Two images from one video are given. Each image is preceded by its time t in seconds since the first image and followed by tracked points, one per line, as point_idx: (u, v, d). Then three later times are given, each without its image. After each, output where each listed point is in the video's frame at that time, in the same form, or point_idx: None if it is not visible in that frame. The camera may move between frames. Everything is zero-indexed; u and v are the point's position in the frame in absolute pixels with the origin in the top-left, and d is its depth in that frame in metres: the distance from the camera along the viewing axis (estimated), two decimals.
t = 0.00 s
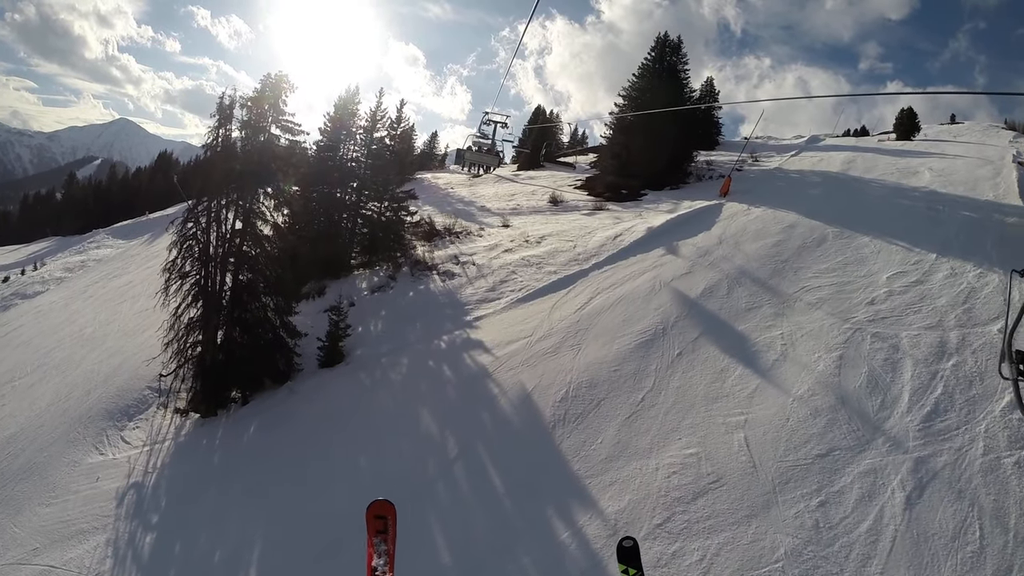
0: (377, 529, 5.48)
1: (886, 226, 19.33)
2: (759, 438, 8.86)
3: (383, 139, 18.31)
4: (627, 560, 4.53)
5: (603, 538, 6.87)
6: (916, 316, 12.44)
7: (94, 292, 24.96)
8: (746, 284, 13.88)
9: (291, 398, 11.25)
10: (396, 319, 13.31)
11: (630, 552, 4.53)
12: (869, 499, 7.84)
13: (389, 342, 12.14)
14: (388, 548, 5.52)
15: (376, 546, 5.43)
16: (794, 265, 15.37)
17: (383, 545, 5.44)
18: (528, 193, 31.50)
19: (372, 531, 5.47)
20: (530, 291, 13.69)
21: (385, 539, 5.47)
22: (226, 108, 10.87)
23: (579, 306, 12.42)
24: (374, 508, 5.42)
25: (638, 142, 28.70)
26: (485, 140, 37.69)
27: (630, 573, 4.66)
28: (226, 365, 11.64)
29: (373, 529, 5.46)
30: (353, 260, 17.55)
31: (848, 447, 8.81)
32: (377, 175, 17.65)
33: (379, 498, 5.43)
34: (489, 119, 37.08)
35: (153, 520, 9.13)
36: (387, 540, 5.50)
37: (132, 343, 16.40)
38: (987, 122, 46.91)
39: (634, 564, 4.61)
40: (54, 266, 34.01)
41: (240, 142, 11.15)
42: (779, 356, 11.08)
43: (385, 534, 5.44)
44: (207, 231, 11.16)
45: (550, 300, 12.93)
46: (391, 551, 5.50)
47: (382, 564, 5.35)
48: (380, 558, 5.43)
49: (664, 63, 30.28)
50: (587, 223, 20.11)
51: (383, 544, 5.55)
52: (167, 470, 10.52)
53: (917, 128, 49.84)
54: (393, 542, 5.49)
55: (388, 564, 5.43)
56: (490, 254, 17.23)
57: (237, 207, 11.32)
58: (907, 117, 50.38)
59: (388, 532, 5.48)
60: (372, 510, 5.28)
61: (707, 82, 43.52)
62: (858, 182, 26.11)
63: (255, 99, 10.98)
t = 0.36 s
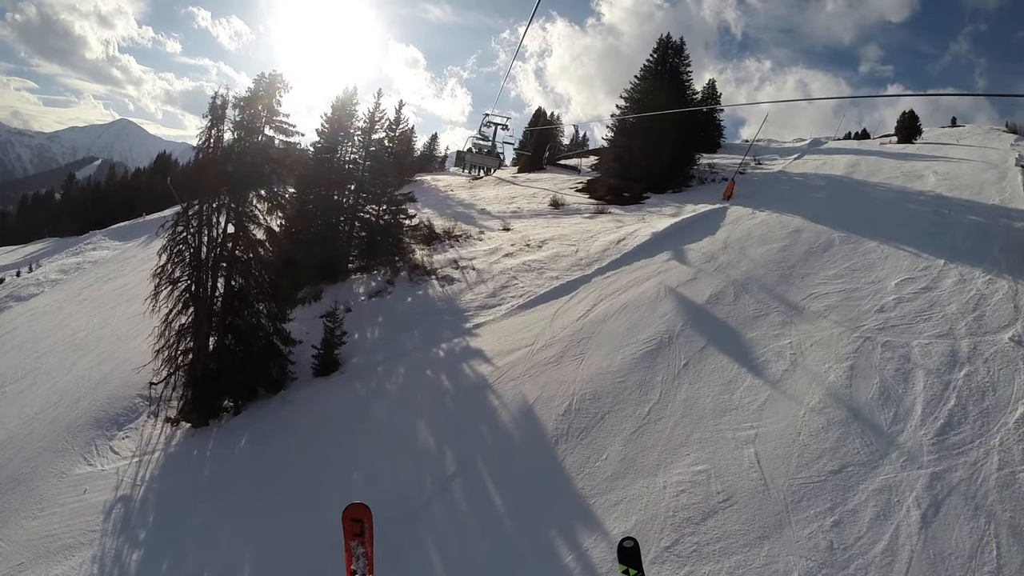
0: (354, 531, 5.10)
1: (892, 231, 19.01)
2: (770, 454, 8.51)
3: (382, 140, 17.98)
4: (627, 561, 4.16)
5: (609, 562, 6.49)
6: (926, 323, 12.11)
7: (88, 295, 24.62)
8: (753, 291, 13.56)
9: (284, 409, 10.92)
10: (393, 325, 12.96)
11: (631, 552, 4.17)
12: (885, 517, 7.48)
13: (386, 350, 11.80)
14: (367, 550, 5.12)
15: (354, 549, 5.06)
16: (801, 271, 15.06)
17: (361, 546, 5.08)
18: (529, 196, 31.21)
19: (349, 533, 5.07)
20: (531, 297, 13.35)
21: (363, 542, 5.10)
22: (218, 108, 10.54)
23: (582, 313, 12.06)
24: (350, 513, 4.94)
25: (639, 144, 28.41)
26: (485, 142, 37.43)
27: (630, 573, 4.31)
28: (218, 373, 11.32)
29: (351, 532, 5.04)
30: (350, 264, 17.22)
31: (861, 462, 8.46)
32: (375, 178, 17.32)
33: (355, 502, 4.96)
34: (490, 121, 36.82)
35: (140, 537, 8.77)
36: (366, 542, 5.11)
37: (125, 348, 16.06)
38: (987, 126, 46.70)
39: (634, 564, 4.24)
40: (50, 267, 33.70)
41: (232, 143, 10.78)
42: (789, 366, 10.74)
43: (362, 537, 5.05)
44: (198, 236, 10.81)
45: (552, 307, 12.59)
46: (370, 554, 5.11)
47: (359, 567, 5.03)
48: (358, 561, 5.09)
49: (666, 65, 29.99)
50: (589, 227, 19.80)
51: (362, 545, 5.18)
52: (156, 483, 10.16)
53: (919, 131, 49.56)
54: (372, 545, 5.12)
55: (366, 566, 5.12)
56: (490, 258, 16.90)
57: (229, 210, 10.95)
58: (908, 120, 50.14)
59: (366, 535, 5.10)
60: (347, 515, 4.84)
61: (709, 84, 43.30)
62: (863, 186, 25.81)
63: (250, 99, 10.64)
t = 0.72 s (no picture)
0: (327, 537, 5.36)
1: (899, 235, 18.66)
2: (781, 470, 8.17)
3: (381, 141, 17.63)
4: (627, 562, 4.03)
5: None
6: (937, 331, 11.74)
7: (82, 297, 24.26)
8: (759, 297, 13.22)
9: (277, 418, 10.58)
10: (391, 331, 12.60)
11: (631, 553, 4.04)
12: (900, 536, 7.14)
13: (383, 356, 11.45)
14: (340, 555, 5.39)
15: (328, 555, 5.32)
16: (808, 276, 14.72)
17: (335, 551, 5.36)
18: (529, 198, 30.88)
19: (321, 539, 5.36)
20: (531, 303, 13.00)
21: (337, 547, 5.37)
22: (210, 107, 10.19)
23: (585, 320, 11.72)
24: (319, 519, 5.21)
25: (640, 146, 28.09)
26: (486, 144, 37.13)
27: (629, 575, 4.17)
28: (209, 381, 11.02)
29: (322, 538, 5.33)
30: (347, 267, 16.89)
31: (874, 478, 8.10)
32: (374, 179, 16.97)
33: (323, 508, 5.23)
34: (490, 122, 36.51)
35: (126, 554, 8.41)
36: (340, 546, 5.39)
37: (117, 353, 15.71)
38: (988, 128, 46.48)
39: (635, 566, 4.11)
40: (45, 268, 33.31)
41: (224, 144, 10.43)
42: (799, 376, 10.40)
43: (335, 542, 5.31)
44: (188, 239, 10.46)
45: (554, 313, 12.25)
46: (344, 557, 5.40)
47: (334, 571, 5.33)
48: (334, 565, 5.37)
49: (669, 66, 29.67)
50: (591, 230, 19.45)
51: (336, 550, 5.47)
52: (145, 496, 9.82)
53: (920, 133, 49.25)
54: (345, 549, 5.38)
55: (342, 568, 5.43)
56: (490, 262, 16.55)
57: (220, 213, 10.61)
58: (910, 122, 49.85)
59: (339, 541, 5.36)
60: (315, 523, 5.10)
61: (711, 86, 42.98)
62: (868, 189, 25.48)
63: (242, 97, 10.29)
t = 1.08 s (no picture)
0: (387, 527, 6.06)
1: (905, 237, 18.31)
2: (792, 483, 7.85)
3: (379, 139, 17.25)
4: (627, 559, 4.62)
5: None
6: (948, 336, 11.39)
7: (76, 297, 23.93)
8: (766, 301, 12.88)
9: (270, 426, 10.24)
10: (388, 334, 12.23)
11: (630, 550, 4.64)
12: (916, 553, 6.82)
13: (378, 361, 11.09)
14: (397, 546, 6.05)
15: (386, 544, 6.02)
16: (815, 278, 14.38)
17: (392, 542, 6.03)
18: (530, 197, 30.55)
19: (383, 529, 6.05)
20: (532, 305, 12.65)
21: (394, 538, 6.06)
22: (200, 104, 9.81)
23: (588, 324, 11.38)
24: (383, 509, 5.98)
25: (642, 145, 27.71)
26: (486, 142, 36.78)
27: (630, 573, 4.76)
28: (200, 387, 10.69)
29: (384, 528, 6.01)
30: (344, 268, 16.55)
31: (888, 491, 7.77)
32: (371, 178, 16.60)
33: (387, 500, 5.98)
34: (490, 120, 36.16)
35: (111, 568, 8.09)
36: (397, 539, 6.09)
37: (109, 356, 15.38)
38: (989, 128, 46.22)
39: (634, 563, 4.69)
40: (41, 267, 33.00)
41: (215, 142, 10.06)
42: (810, 384, 10.06)
43: (394, 533, 6.04)
44: (178, 241, 10.09)
45: (556, 317, 11.89)
46: (400, 550, 6.03)
47: (390, 562, 5.92)
48: (389, 557, 5.98)
49: (671, 63, 29.29)
50: (593, 230, 19.09)
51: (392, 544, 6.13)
52: (132, 506, 9.49)
53: (922, 133, 48.90)
54: (401, 542, 6.07)
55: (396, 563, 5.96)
56: (490, 263, 16.19)
57: (212, 213, 10.27)
58: (911, 122, 49.57)
59: (396, 533, 6.07)
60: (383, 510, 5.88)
61: (713, 85, 42.60)
62: (873, 190, 25.13)
63: (234, 93, 9.92)
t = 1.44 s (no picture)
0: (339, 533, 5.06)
1: (912, 238, 17.96)
2: (805, 498, 7.51)
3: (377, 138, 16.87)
4: (627, 560, 3.91)
5: None
6: (960, 342, 11.03)
7: (70, 298, 23.57)
8: (774, 306, 12.52)
9: (262, 435, 9.90)
10: (384, 338, 11.87)
11: (631, 551, 3.91)
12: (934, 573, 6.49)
13: (374, 368, 10.72)
14: (352, 553, 5.12)
15: (339, 552, 5.04)
16: (822, 281, 14.03)
17: (347, 548, 5.07)
18: (530, 196, 30.20)
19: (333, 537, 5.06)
20: (532, 309, 12.29)
21: (349, 544, 5.10)
22: (189, 101, 9.41)
23: (591, 330, 11.02)
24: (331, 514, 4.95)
25: (644, 144, 27.32)
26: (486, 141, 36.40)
27: (630, 574, 4.03)
28: (191, 394, 10.36)
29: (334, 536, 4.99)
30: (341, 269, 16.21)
31: (903, 506, 7.43)
32: (368, 177, 16.21)
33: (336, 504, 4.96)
34: (490, 118, 35.79)
35: None
36: (352, 544, 5.12)
37: (100, 361, 15.05)
38: (990, 128, 45.97)
39: (635, 564, 3.97)
40: (36, 267, 32.65)
41: (205, 141, 9.69)
42: (821, 393, 9.72)
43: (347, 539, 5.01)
44: (166, 244, 9.72)
45: (558, 321, 11.53)
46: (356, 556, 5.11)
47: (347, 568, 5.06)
48: (345, 563, 5.09)
49: (673, 61, 28.88)
50: (595, 231, 18.73)
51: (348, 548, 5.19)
52: (120, 520, 9.17)
53: (923, 132, 48.56)
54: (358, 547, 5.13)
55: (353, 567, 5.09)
56: (489, 264, 15.83)
57: (201, 215, 9.91)
58: (913, 122, 49.26)
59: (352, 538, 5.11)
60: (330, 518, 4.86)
61: (715, 83, 42.22)
62: (878, 191, 24.77)
63: (225, 89, 9.53)
